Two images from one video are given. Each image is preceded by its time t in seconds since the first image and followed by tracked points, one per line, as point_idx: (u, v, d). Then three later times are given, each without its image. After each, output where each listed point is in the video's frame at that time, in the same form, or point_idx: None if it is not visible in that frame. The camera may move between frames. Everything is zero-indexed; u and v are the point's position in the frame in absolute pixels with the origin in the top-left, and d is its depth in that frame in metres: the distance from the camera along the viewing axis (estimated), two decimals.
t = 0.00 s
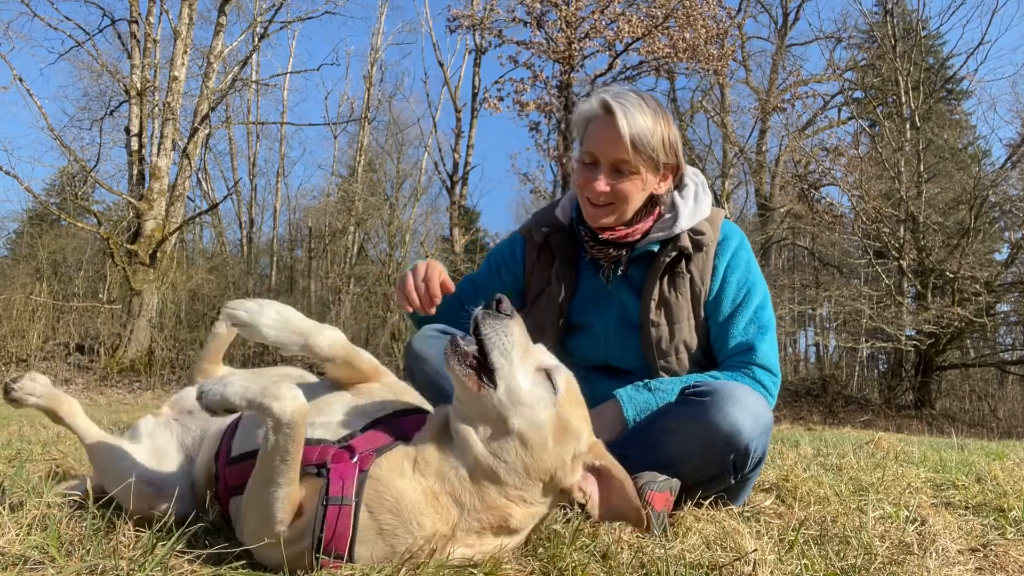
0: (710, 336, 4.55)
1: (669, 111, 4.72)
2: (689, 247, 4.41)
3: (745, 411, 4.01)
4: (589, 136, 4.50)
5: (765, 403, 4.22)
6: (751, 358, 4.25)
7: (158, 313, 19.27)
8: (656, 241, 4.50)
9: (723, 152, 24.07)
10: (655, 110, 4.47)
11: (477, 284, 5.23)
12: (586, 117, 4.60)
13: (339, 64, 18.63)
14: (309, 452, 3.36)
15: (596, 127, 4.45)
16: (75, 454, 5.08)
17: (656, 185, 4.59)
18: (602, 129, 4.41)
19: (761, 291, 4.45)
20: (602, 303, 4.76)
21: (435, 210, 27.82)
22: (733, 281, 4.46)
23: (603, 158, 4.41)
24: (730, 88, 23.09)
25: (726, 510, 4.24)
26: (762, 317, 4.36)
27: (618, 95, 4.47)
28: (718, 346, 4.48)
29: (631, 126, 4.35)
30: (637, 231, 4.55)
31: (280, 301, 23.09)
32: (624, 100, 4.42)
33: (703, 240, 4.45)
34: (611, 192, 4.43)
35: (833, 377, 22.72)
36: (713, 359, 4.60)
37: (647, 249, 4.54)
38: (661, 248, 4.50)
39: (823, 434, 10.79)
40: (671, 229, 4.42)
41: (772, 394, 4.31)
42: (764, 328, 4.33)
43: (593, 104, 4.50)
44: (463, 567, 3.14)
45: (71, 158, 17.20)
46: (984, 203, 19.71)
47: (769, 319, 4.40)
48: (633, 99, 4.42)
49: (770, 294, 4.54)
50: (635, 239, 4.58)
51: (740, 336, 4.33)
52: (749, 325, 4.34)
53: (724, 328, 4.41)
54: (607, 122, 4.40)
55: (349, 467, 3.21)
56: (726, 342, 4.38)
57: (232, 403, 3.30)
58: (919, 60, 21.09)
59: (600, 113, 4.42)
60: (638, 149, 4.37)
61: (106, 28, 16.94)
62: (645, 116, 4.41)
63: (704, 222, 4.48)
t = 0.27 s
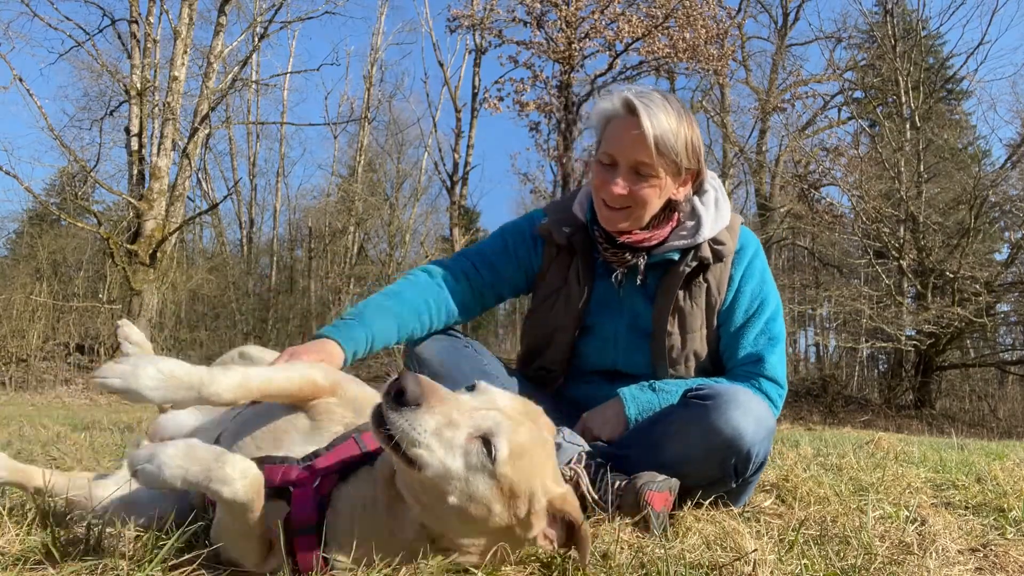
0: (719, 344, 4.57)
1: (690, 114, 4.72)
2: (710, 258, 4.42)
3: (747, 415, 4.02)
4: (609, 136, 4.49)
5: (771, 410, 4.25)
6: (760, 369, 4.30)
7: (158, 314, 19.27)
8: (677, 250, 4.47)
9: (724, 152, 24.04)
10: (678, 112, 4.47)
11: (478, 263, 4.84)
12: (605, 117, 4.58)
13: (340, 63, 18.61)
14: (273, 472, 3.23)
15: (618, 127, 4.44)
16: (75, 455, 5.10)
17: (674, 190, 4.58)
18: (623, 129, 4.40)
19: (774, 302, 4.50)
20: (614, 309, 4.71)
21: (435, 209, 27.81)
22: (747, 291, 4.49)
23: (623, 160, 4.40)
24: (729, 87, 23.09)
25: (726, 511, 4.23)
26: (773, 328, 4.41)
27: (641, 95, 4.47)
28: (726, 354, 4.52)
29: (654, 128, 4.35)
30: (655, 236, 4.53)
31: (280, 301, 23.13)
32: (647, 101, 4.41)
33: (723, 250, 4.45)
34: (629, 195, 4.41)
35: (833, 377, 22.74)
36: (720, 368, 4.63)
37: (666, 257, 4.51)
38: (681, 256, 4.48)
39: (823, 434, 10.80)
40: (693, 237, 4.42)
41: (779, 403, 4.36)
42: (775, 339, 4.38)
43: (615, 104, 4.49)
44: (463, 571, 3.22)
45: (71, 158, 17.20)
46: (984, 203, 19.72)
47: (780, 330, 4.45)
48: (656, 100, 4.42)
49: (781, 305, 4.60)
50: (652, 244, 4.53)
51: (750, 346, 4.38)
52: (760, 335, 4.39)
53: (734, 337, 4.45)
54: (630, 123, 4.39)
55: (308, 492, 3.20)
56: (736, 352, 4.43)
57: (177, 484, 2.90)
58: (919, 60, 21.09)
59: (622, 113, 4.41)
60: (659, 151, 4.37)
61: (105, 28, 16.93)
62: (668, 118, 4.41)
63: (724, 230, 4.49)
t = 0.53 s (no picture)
0: (714, 351, 4.56)
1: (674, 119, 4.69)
2: (698, 268, 4.40)
3: (741, 418, 4.03)
4: (590, 145, 4.45)
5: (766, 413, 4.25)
6: (757, 380, 4.32)
7: (158, 313, 19.25)
8: (663, 262, 4.48)
9: (724, 152, 24.01)
10: (660, 118, 4.44)
11: (444, 259, 4.89)
12: (586, 123, 4.55)
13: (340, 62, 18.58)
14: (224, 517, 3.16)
15: (598, 136, 4.40)
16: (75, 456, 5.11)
17: (658, 198, 4.56)
18: (604, 138, 4.36)
19: (768, 307, 4.45)
20: (603, 320, 4.73)
21: (435, 209, 27.80)
22: (739, 297, 4.43)
23: (605, 170, 4.36)
24: (729, 87, 23.07)
25: (727, 511, 4.21)
26: (767, 334, 4.38)
27: (623, 102, 4.44)
28: (722, 359, 4.51)
29: (635, 137, 4.32)
30: (640, 246, 4.52)
31: (280, 301, 23.15)
32: (629, 108, 4.38)
33: (712, 259, 4.42)
34: (611, 206, 4.38)
35: (833, 377, 22.74)
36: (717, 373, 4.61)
37: (653, 269, 4.52)
38: (668, 268, 4.48)
39: (824, 434, 10.80)
40: (680, 248, 4.39)
41: (775, 406, 4.35)
42: (769, 346, 4.36)
43: (596, 111, 4.46)
44: (462, 572, 3.27)
45: (71, 158, 17.19)
46: (984, 203, 19.71)
47: (775, 336, 4.41)
48: (638, 108, 4.39)
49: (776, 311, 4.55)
50: (637, 254, 4.54)
51: (744, 354, 4.37)
52: (754, 342, 4.37)
53: (729, 344, 4.43)
54: (611, 131, 4.36)
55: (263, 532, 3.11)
56: (731, 359, 4.43)
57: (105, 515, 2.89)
58: (919, 60, 21.08)
59: (604, 120, 4.37)
60: (641, 160, 4.34)
61: (105, 28, 16.89)
62: (650, 126, 4.39)
63: (712, 239, 4.45)
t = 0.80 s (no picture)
0: (707, 351, 4.57)
1: (654, 121, 4.56)
2: (682, 272, 4.35)
3: (741, 419, 4.03)
4: (565, 152, 4.36)
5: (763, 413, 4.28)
6: (754, 378, 4.36)
7: (158, 313, 19.25)
8: (647, 266, 4.45)
9: (724, 152, 23.99)
10: (635, 122, 4.32)
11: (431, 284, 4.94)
12: (561, 130, 4.45)
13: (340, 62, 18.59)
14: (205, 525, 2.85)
15: (572, 143, 4.30)
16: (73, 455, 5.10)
17: (639, 202, 4.44)
18: (577, 144, 4.26)
19: (759, 306, 4.45)
20: (591, 325, 4.72)
21: (435, 209, 27.81)
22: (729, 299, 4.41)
23: (580, 176, 4.26)
24: (730, 87, 23.07)
25: (727, 511, 4.21)
26: (760, 334, 4.41)
27: (596, 107, 4.33)
28: (716, 360, 4.54)
29: (608, 142, 4.20)
30: (622, 251, 4.44)
31: (280, 301, 23.19)
32: (601, 113, 4.28)
33: (697, 262, 4.36)
34: (587, 212, 4.28)
35: (833, 377, 22.75)
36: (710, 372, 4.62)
37: (637, 274, 4.50)
38: (653, 272, 4.46)
39: (823, 434, 10.79)
40: (663, 252, 4.33)
41: (771, 403, 4.40)
42: (763, 346, 4.40)
43: (570, 118, 4.36)
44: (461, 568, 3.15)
45: (71, 158, 17.19)
46: (984, 203, 19.72)
47: (768, 335, 4.44)
48: (611, 113, 4.28)
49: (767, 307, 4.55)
50: (621, 257, 4.49)
51: (738, 355, 4.40)
52: (749, 341, 4.39)
53: (723, 345, 4.46)
54: (583, 138, 4.25)
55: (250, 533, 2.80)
56: (726, 360, 4.46)
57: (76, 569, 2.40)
58: (919, 60, 21.09)
59: (576, 128, 4.27)
60: (616, 166, 4.23)
61: (106, 28, 16.89)
62: (624, 130, 4.27)
63: (697, 241, 4.37)
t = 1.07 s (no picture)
0: (697, 344, 4.56)
1: (621, 118, 4.56)
2: (659, 262, 4.34)
3: (742, 417, 4.03)
4: (528, 151, 4.39)
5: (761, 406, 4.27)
6: (745, 368, 4.33)
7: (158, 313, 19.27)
8: (623, 258, 4.46)
9: (724, 152, 23.96)
10: (595, 118, 4.34)
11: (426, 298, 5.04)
12: (527, 131, 4.50)
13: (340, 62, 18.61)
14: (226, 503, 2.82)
15: (533, 141, 4.34)
16: (75, 455, 5.09)
17: (608, 196, 4.42)
18: (538, 142, 4.29)
19: (745, 295, 4.44)
20: (577, 321, 4.73)
21: (435, 209, 27.81)
22: (713, 289, 4.41)
23: (541, 171, 4.28)
24: (730, 87, 23.05)
25: (726, 511, 4.22)
26: (749, 322, 4.39)
27: (557, 106, 4.36)
28: (707, 351, 4.52)
29: (566, 137, 4.21)
30: (594, 245, 4.42)
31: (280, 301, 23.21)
32: (560, 111, 4.31)
33: (673, 251, 4.35)
34: (551, 206, 4.29)
35: (833, 377, 22.75)
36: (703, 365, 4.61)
37: (615, 267, 4.50)
38: (630, 265, 4.46)
39: (824, 434, 10.79)
40: (635, 243, 4.32)
41: (768, 393, 4.39)
42: (754, 335, 4.37)
43: (532, 118, 4.40)
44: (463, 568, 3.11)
45: (71, 158, 17.20)
46: (984, 203, 19.73)
47: (757, 323, 4.42)
48: (570, 109, 4.30)
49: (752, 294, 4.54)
50: (597, 251, 4.46)
51: (729, 345, 4.38)
52: (739, 330, 4.37)
53: (713, 335, 4.43)
54: (542, 135, 4.28)
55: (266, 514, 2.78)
56: (718, 350, 4.43)
57: None
58: (919, 60, 21.09)
59: (536, 126, 4.30)
60: (576, 160, 4.23)
61: (105, 28, 16.88)
62: (584, 126, 4.28)
63: (669, 232, 4.35)
